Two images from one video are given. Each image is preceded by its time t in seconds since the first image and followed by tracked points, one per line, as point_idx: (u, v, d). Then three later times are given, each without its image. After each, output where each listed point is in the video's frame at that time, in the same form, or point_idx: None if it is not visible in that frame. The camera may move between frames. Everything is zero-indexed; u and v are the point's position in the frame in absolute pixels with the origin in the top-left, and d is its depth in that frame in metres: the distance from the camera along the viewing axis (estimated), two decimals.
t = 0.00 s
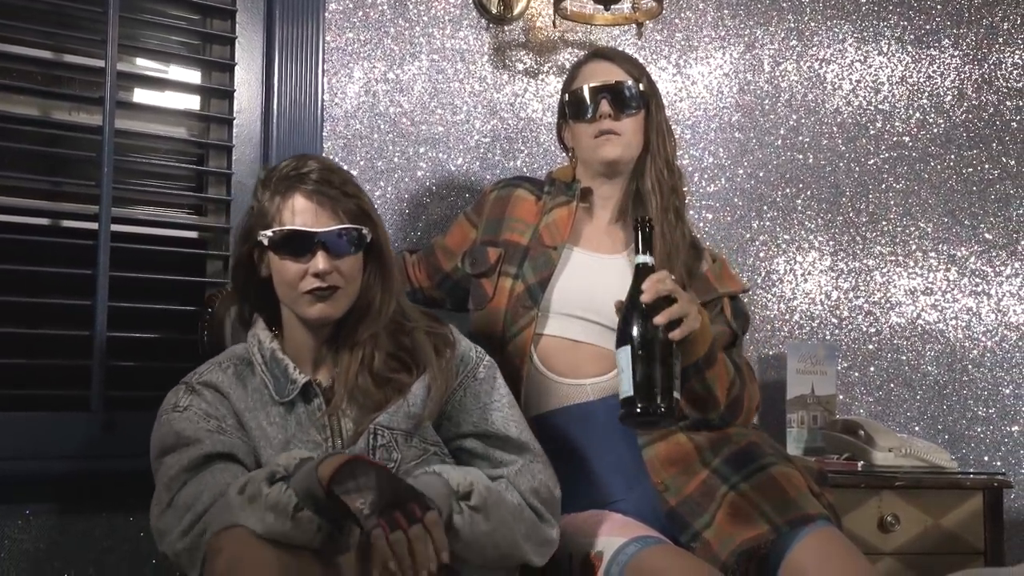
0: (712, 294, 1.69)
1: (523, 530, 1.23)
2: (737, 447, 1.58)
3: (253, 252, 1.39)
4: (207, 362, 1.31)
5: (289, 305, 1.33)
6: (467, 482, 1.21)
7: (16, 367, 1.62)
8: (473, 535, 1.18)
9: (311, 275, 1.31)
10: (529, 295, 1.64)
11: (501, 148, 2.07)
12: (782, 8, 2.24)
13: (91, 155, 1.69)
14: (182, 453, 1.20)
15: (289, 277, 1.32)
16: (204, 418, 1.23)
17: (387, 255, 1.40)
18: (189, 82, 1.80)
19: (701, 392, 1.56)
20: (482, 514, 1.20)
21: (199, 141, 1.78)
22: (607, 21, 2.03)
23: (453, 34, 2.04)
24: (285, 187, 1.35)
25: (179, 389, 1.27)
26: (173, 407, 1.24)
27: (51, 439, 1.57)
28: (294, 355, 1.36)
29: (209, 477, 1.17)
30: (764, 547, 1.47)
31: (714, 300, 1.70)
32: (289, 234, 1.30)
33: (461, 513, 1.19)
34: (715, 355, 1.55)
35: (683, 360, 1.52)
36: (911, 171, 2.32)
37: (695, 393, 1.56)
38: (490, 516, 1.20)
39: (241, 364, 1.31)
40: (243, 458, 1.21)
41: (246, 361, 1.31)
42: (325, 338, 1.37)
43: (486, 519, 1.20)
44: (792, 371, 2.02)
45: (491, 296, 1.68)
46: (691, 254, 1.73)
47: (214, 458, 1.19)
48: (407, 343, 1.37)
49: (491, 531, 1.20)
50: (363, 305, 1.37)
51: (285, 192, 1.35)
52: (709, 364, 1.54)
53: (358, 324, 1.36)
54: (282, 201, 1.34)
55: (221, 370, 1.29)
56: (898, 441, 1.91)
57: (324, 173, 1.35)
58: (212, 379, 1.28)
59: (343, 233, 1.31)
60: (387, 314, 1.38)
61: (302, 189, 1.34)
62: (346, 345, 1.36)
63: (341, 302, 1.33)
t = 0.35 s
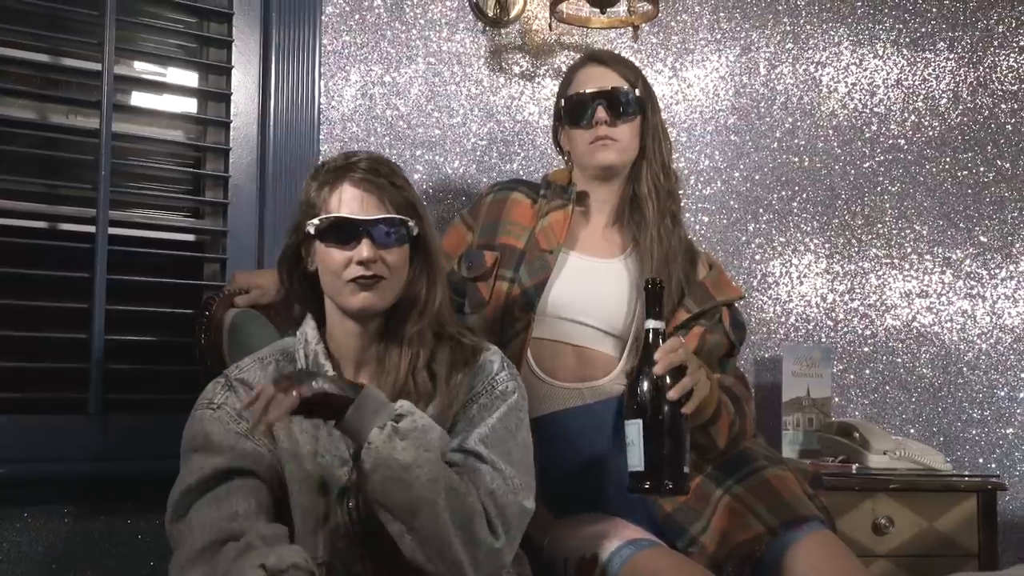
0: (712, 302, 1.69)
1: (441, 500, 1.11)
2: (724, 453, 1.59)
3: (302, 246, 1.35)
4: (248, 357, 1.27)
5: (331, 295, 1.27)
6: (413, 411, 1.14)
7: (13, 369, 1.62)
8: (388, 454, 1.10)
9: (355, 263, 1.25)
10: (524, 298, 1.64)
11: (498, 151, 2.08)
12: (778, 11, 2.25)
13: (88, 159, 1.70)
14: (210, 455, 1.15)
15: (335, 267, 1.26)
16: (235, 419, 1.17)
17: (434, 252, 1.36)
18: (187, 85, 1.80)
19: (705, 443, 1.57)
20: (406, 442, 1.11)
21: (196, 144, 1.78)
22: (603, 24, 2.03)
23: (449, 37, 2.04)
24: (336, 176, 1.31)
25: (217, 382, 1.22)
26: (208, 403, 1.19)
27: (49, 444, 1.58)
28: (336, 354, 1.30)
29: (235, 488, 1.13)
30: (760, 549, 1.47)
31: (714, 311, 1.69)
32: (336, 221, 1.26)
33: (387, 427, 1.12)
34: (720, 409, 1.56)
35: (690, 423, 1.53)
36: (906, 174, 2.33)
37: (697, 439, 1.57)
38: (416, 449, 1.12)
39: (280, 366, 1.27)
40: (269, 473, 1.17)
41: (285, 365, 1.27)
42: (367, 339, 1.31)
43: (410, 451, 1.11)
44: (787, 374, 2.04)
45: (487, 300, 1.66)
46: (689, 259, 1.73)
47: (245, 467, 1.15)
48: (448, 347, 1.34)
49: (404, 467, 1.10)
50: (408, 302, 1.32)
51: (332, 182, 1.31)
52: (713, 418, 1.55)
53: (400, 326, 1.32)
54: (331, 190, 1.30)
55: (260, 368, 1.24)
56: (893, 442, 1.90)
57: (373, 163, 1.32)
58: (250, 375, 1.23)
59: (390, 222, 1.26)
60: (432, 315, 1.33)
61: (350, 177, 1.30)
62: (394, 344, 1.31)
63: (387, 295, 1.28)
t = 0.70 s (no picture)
0: (708, 315, 1.74)
1: (489, 538, 1.16)
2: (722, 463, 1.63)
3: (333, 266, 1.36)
4: (276, 366, 1.27)
5: (363, 312, 1.30)
6: (476, 442, 1.17)
7: (30, 377, 1.68)
8: (445, 481, 1.14)
9: (390, 279, 1.28)
10: (524, 310, 1.70)
11: (499, 164, 2.13)
12: (772, 27, 2.31)
13: (101, 173, 1.75)
14: (234, 478, 1.18)
15: (369, 283, 1.29)
16: (257, 438, 1.20)
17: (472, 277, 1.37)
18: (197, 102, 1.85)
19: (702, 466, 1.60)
20: (464, 472, 1.15)
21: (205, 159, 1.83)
22: (601, 41, 2.10)
23: (451, 53, 2.10)
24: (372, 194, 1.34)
25: (241, 395, 1.23)
26: (233, 419, 1.21)
27: (63, 451, 1.65)
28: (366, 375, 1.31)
29: (253, 516, 1.18)
30: (751, 552, 1.53)
31: (709, 325, 1.75)
32: (372, 236, 1.29)
33: (447, 453, 1.16)
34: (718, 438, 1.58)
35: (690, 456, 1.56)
36: (897, 186, 2.39)
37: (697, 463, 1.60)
38: (472, 482, 1.15)
39: (304, 384, 1.27)
40: (285, 500, 1.22)
41: (310, 383, 1.27)
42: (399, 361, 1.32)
43: (466, 482, 1.15)
44: (781, 381, 2.08)
45: (488, 311, 1.71)
46: (685, 271, 1.79)
47: (263, 496, 1.19)
48: (480, 379, 1.34)
49: (459, 497, 1.14)
50: (445, 327, 1.34)
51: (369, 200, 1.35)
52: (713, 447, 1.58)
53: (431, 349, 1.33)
54: (368, 206, 1.33)
55: (286, 385, 1.25)
56: (882, 448, 1.97)
57: (411, 179, 1.35)
58: (274, 390, 1.24)
59: (424, 237, 1.29)
60: (467, 342, 1.34)
61: (388, 193, 1.33)
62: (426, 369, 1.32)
63: (421, 311, 1.30)
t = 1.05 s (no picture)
0: (700, 324, 1.81)
1: (524, 564, 1.12)
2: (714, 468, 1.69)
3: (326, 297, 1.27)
4: (280, 374, 1.22)
5: (357, 347, 1.20)
6: (502, 469, 1.13)
7: (46, 383, 1.74)
8: (476, 511, 1.09)
9: (383, 312, 1.18)
10: (524, 318, 1.75)
11: (498, 175, 2.20)
12: (764, 41, 2.37)
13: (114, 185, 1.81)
14: (241, 488, 1.14)
15: (361, 318, 1.19)
16: (261, 451, 1.16)
17: (468, 303, 1.28)
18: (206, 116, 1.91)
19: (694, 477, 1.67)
20: (495, 500, 1.11)
21: (214, 171, 1.89)
22: (598, 56, 2.15)
23: (452, 68, 2.16)
24: (362, 224, 1.26)
25: (243, 404, 1.19)
26: (237, 427, 1.17)
27: (78, 454, 1.71)
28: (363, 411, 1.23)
29: (257, 529, 1.14)
30: (741, 551, 1.60)
31: (702, 333, 1.81)
32: (361, 269, 1.19)
33: (477, 482, 1.11)
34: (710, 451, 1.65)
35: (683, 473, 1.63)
36: (885, 197, 2.45)
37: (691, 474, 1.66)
38: (503, 510, 1.11)
39: (307, 398, 1.21)
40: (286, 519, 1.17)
41: (313, 397, 1.21)
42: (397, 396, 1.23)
43: (498, 511, 1.10)
44: (772, 386, 2.15)
45: (489, 319, 1.76)
46: (679, 281, 1.85)
47: (270, 509, 1.15)
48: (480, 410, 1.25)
49: (490, 526, 1.10)
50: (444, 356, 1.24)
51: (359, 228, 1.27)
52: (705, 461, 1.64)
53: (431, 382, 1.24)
54: (358, 237, 1.25)
55: (290, 396, 1.20)
56: (870, 451, 2.04)
57: (402, 206, 1.27)
58: (279, 402, 1.19)
59: (419, 267, 1.19)
60: (465, 371, 1.24)
61: (377, 223, 1.25)
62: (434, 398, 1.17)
63: (416, 344, 1.20)
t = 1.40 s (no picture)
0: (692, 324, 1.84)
1: None
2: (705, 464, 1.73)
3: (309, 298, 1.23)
4: (273, 368, 1.21)
5: (344, 350, 1.17)
6: (482, 487, 1.11)
7: (50, 378, 1.79)
8: (458, 533, 1.07)
9: (369, 314, 1.16)
10: (517, 314, 1.80)
11: (493, 175, 2.24)
12: (755, 43, 2.41)
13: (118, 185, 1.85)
14: (229, 485, 1.13)
15: (347, 319, 1.16)
16: (248, 451, 1.15)
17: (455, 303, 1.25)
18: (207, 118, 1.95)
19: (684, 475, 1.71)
20: (475, 521, 1.09)
21: (214, 171, 1.93)
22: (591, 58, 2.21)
23: (448, 70, 2.21)
24: (345, 226, 1.23)
25: (235, 399, 1.18)
26: (228, 421, 1.16)
27: (82, 447, 1.76)
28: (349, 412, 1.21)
29: (244, 527, 1.14)
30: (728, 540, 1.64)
31: (692, 331, 1.84)
32: (346, 272, 1.16)
33: (457, 503, 1.08)
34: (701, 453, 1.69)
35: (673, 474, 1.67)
36: (872, 196, 2.50)
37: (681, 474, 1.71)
38: (484, 529, 1.09)
39: (300, 394, 1.20)
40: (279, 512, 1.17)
41: (306, 394, 1.20)
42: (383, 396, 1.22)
43: (479, 531, 1.09)
44: (761, 381, 2.19)
45: (483, 314, 1.81)
46: (668, 278, 1.90)
47: (257, 507, 1.15)
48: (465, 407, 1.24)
49: (472, 547, 1.08)
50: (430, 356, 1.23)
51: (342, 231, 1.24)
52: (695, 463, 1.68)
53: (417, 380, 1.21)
54: (342, 239, 1.22)
55: (281, 393, 1.19)
56: (854, 445, 2.07)
57: (386, 208, 1.24)
58: (271, 399, 1.18)
59: (405, 267, 1.17)
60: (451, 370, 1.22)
61: (361, 224, 1.23)
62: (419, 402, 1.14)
63: (404, 344, 1.17)
